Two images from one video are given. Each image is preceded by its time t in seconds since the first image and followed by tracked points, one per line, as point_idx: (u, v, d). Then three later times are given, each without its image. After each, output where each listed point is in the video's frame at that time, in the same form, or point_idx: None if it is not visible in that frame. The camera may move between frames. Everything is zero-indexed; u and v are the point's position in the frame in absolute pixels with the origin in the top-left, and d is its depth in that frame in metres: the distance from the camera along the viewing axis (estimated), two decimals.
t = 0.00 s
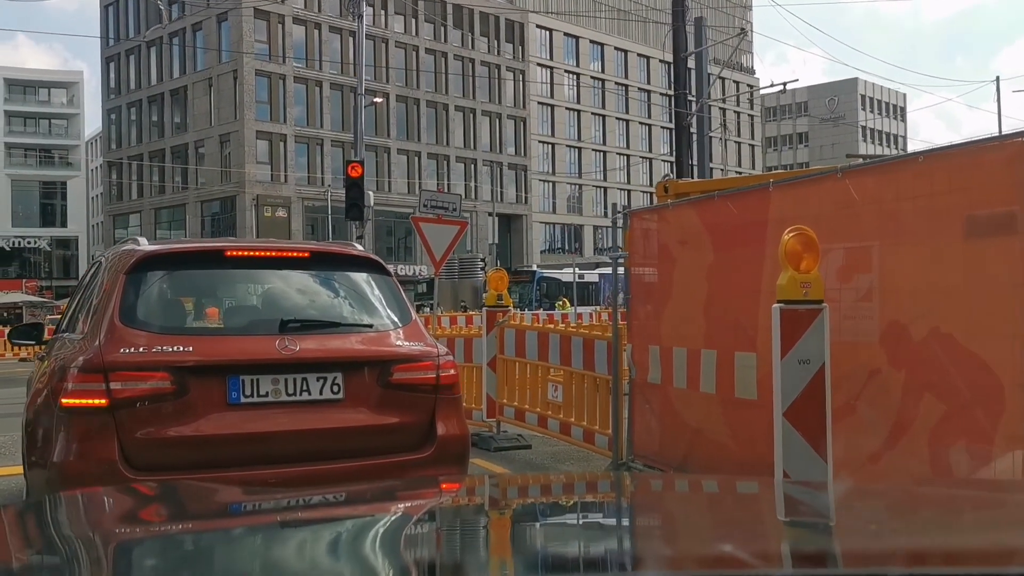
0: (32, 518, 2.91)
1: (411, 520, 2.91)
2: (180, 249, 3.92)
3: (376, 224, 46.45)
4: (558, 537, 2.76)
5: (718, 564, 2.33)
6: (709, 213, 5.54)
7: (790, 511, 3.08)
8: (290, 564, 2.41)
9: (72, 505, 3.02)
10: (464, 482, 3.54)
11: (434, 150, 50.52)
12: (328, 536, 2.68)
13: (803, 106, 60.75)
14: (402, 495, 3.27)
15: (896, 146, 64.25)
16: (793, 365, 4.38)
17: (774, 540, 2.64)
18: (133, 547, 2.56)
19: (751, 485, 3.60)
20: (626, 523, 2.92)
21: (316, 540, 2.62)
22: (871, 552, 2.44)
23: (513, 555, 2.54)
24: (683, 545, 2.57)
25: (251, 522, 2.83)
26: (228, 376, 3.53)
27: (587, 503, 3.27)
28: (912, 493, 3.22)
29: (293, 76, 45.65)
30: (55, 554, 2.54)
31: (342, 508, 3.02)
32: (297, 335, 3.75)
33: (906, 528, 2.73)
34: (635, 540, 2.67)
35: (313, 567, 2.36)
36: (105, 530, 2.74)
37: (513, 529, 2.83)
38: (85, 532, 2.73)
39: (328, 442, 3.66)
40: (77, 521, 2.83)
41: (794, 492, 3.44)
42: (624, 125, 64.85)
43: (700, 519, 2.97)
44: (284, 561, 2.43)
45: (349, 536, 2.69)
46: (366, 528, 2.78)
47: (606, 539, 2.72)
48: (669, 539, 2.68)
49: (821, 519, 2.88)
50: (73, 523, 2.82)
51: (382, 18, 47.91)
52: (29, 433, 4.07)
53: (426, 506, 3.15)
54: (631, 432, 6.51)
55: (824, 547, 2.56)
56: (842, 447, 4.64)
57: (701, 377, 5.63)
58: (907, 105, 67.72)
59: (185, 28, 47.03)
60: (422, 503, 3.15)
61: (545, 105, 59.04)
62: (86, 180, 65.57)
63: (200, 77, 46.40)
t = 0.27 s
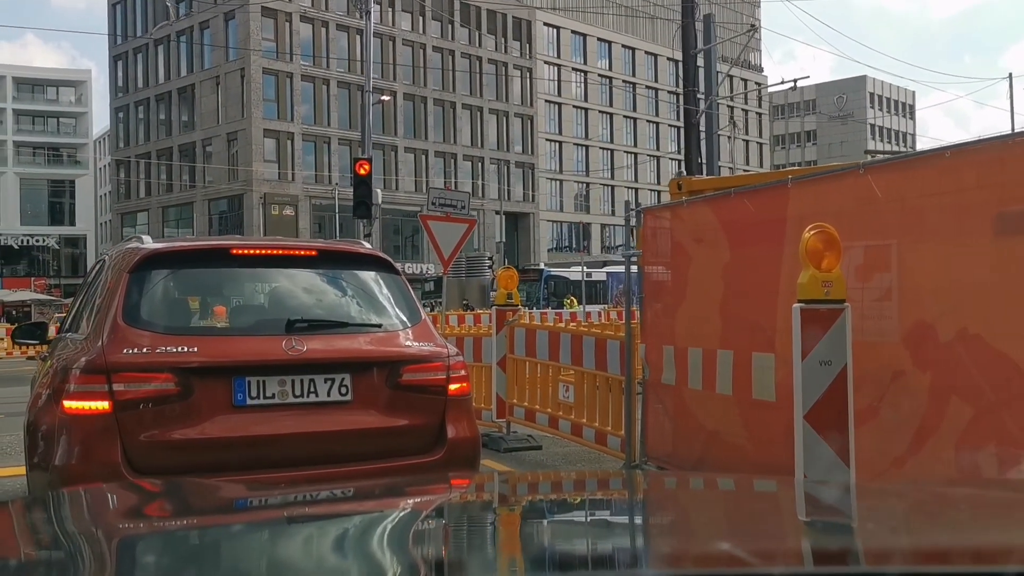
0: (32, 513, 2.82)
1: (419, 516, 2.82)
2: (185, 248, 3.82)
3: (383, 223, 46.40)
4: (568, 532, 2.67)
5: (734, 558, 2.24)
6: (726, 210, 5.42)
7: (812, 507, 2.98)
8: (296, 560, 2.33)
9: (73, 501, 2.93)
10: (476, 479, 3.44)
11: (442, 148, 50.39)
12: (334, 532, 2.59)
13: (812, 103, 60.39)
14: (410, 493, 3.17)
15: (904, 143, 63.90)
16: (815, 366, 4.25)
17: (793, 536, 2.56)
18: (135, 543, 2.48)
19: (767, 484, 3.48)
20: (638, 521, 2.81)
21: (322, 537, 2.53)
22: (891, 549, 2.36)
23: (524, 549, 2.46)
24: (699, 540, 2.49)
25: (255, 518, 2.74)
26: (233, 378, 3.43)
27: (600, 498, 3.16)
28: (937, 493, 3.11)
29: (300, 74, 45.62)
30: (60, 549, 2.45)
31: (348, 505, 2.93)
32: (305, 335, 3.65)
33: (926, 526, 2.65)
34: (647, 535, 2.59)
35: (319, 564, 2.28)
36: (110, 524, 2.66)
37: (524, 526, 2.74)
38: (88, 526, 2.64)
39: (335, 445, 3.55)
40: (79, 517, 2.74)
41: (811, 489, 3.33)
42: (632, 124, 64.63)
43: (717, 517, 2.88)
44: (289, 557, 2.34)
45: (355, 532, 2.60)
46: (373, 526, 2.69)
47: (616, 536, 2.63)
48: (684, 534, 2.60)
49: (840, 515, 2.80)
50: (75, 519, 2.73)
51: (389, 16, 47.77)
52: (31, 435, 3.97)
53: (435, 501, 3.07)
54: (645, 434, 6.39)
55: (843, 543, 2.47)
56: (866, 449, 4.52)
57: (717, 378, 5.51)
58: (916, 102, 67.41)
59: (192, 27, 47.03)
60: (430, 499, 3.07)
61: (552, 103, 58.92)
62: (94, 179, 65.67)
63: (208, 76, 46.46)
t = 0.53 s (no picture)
0: (38, 511, 2.76)
1: (431, 515, 2.74)
2: (192, 245, 3.75)
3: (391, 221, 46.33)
4: (583, 529, 2.60)
5: (755, 558, 2.17)
6: (743, 208, 5.32)
7: (834, 507, 2.89)
8: (305, 558, 2.26)
9: (79, 499, 2.86)
10: (490, 479, 3.36)
11: (450, 147, 50.30)
12: (345, 529, 2.52)
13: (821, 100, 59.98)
14: (422, 492, 3.10)
15: (914, 141, 63.59)
16: (837, 366, 4.15)
17: (814, 535, 2.48)
18: (143, 540, 2.42)
19: (785, 485, 3.38)
20: (654, 520, 2.73)
21: (331, 534, 2.46)
22: (916, 549, 2.28)
23: (537, 548, 2.39)
24: (719, 539, 2.42)
25: (266, 516, 2.67)
26: (242, 378, 3.36)
27: (615, 497, 3.08)
28: (963, 493, 3.02)
29: (309, 72, 45.56)
30: (69, 545, 2.39)
31: (359, 502, 2.86)
32: (316, 335, 3.57)
33: (952, 526, 2.57)
34: (663, 534, 2.52)
35: (329, 562, 2.21)
36: (117, 522, 2.59)
37: (540, 524, 2.66)
38: (94, 524, 2.58)
39: (345, 446, 3.47)
40: (85, 514, 2.68)
41: (831, 490, 3.24)
42: (640, 122, 64.40)
43: (736, 514, 2.80)
44: (298, 555, 2.27)
45: (366, 530, 2.53)
46: (384, 524, 2.62)
47: (633, 533, 2.55)
48: (704, 532, 2.53)
49: (862, 514, 2.72)
50: (81, 515, 2.66)
51: (398, 14, 47.66)
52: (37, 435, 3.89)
53: (447, 499, 2.99)
54: (659, 434, 6.30)
55: (865, 543, 2.40)
56: (889, 452, 4.42)
57: (734, 378, 5.41)
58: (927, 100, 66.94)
59: (201, 25, 47.07)
60: (443, 497, 3.00)
61: (561, 101, 58.73)
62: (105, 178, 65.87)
63: (217, 74, 46.46)
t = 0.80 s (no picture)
0: (44, 510, 2.71)
1: (444, 513, 2.68)
2: (206, 244, 3.71)
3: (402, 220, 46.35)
4: (600, 527, 2.54)
5: (765, 556, 2.12)
6: (760, 206, 5.25)
7: (855, 506, 2.83)
8: (316, 556, 2.21)
9: (87, 497, 2.81)
10: (506, 478, 3.30)
11: (459, 146, 50.25)
12: (357, 526, 2.47)
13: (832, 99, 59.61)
14: (436, 488, 3.05)
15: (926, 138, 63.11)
16: (858, 367, 4.07)
17: (834, 533, 2.42)
18: (155, 537, 2.37)
19: (806, 484, 3.31)
20: (670, 520, 2.66)
21: (342, 533, 2.41)
22: (940, 547, 2.22)
23: (552, 546, 2.33)
24: (737, 537, 2.37)
25: (278, 512, 2.63)
26: (255, 378, 3.31)
27: (632, 496, 3.02)
28: (986, 494, 2.94)
29: (318, 71, 45.59)
30: (79, 543, 2.34)
31: (371, 499, 2.82)
32: (330, 335, 3.51)
33: (977, 524, 2.50)
34: (682, 531, 2.46)
35: (340, 560, 2.16)
36: (127, 519, 2.54)
37: (555, 522, 2.60)
38: (104, 521, 2.53)
39: (358, 448, 3.41)
40: (96, 511, 2.63)
41: (852, 489, 3.17)
42: (650, 120, 64.25)
43: (756, 513, 2.74)
44: (310, 552, 2.23)
45: (378, 527, 2.48)
46: (397, 520, 2.57)
47: (649, 532, 2.49)
48: (722, 530, 2.47)
49: (882, 512, 2.66)
50: (91, 513, 2.62)
51: (407, 13, 47.59)
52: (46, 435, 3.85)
53: (461, 497, 2.93)
54: (673, 433, 6.23)
55: (887, 541, 2.34)
56: (912, 453, 4.34)
57: (751, 378, 5.33)
58: (939, 98, 66.37)
59: (212, 25, 47.18)
60: (457, 494, 2.94)
61: (571, 100, 58.50)
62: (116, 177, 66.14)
63: (227, 73, 46.55)
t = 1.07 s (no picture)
0: (57, 508, 2.67)
1: (458, 510, 2.63)
2: (218, 244, 3.67)
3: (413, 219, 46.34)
4: (617, 526, 2.48)
5: (781, 554, 2.06)
6: (779, 205, 5.17)
7: (877, 504, 2.77)
8: (328, 554, 2.16)
9: (99, 497, 2.77)
10: (523, 478, 3.24)
11: (470, 145, 50.21)
12: (369, 523, 2.42)
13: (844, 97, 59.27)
14: (451, 486, 3.00)
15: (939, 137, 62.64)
16: (880, 368, 3.99)
17: (856, 530, 2.36)
18: (167, 533, 2.33)
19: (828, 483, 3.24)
20: (691, 518, 2.60)
21: (355, 530, 2.36)
22: (967, 547, 2.16)
23: (569, 544, 2.27)
24: (756, 534, 2.31)
25: (290, 509, 2.58)
26: (268, 380, 3.26)
27: (650, 495, 2.95)
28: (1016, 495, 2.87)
29: (329, 71, 45.63)
30: (90, 540, 2.31)
31: (384, 496, 2.77)
32: (343, 336, 3.46)
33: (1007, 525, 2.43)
34: (701, 529, 2.40)
35: (352, 559, 2.11)
36: (138, 516, 2.50)
37: (570, 520, 2.54)
38: (115, 519, 2.49)
39: (373, 448, 3.36)
40: (106, 509, 2.58)
41: (874, 488, 3.10)
42: (661, 119, 64.05)
43: (776, 510, 2.68)
44: (322, 550, 2.18)
45: (391, 525, 2.43)
46: (411, 518, 2.52)
47: (668, 529, 2.43)
48: (741, 525, 2.41)
49: (905, 510, 2.59)
50: (102, 511, 2.58)
51: (418, 12, 47.57)
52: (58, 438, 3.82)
53: (475, 494, 2.88)
54: (689, 435, 6.16)
55: (912, 540, 2.27)
56: (934, 457, 4.27)
57: (769, 380, 5.26)
58: (952, 96, 65.87)
59: (223, 25, 47.31)
60: (472, 492, 2.89)
61: (581, 99, 58.33)
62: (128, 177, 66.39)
63: (238, 73, 46.64)
